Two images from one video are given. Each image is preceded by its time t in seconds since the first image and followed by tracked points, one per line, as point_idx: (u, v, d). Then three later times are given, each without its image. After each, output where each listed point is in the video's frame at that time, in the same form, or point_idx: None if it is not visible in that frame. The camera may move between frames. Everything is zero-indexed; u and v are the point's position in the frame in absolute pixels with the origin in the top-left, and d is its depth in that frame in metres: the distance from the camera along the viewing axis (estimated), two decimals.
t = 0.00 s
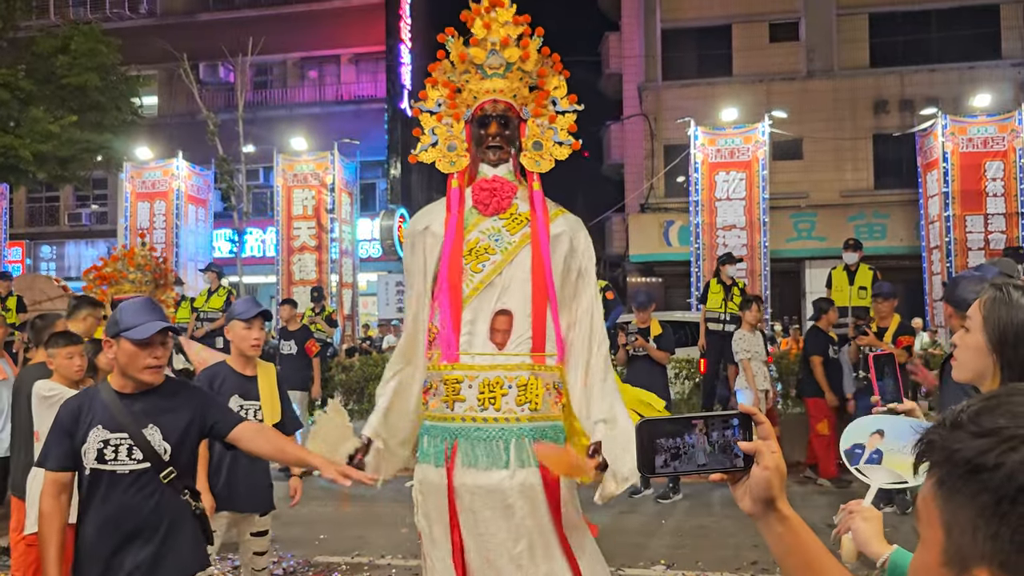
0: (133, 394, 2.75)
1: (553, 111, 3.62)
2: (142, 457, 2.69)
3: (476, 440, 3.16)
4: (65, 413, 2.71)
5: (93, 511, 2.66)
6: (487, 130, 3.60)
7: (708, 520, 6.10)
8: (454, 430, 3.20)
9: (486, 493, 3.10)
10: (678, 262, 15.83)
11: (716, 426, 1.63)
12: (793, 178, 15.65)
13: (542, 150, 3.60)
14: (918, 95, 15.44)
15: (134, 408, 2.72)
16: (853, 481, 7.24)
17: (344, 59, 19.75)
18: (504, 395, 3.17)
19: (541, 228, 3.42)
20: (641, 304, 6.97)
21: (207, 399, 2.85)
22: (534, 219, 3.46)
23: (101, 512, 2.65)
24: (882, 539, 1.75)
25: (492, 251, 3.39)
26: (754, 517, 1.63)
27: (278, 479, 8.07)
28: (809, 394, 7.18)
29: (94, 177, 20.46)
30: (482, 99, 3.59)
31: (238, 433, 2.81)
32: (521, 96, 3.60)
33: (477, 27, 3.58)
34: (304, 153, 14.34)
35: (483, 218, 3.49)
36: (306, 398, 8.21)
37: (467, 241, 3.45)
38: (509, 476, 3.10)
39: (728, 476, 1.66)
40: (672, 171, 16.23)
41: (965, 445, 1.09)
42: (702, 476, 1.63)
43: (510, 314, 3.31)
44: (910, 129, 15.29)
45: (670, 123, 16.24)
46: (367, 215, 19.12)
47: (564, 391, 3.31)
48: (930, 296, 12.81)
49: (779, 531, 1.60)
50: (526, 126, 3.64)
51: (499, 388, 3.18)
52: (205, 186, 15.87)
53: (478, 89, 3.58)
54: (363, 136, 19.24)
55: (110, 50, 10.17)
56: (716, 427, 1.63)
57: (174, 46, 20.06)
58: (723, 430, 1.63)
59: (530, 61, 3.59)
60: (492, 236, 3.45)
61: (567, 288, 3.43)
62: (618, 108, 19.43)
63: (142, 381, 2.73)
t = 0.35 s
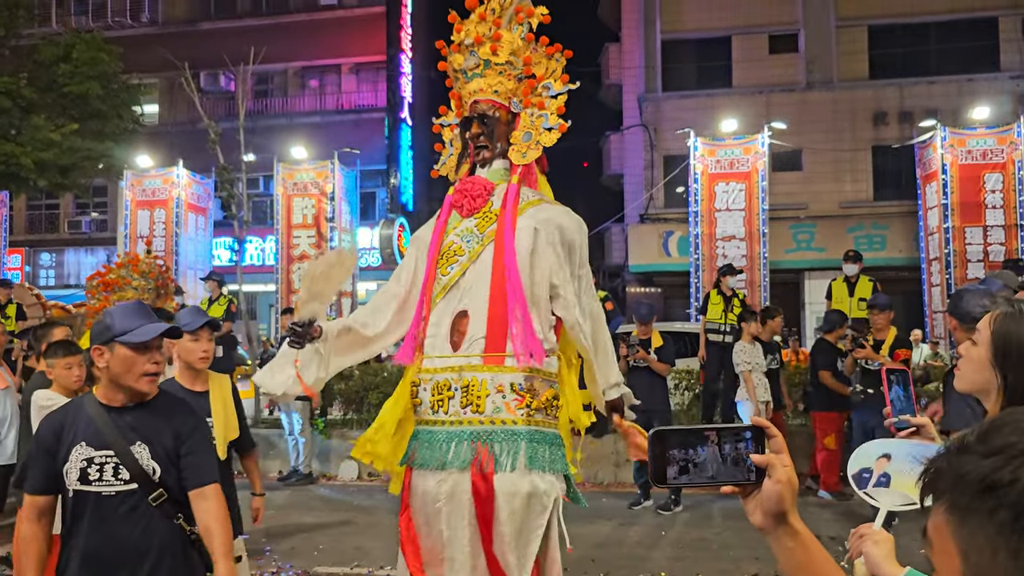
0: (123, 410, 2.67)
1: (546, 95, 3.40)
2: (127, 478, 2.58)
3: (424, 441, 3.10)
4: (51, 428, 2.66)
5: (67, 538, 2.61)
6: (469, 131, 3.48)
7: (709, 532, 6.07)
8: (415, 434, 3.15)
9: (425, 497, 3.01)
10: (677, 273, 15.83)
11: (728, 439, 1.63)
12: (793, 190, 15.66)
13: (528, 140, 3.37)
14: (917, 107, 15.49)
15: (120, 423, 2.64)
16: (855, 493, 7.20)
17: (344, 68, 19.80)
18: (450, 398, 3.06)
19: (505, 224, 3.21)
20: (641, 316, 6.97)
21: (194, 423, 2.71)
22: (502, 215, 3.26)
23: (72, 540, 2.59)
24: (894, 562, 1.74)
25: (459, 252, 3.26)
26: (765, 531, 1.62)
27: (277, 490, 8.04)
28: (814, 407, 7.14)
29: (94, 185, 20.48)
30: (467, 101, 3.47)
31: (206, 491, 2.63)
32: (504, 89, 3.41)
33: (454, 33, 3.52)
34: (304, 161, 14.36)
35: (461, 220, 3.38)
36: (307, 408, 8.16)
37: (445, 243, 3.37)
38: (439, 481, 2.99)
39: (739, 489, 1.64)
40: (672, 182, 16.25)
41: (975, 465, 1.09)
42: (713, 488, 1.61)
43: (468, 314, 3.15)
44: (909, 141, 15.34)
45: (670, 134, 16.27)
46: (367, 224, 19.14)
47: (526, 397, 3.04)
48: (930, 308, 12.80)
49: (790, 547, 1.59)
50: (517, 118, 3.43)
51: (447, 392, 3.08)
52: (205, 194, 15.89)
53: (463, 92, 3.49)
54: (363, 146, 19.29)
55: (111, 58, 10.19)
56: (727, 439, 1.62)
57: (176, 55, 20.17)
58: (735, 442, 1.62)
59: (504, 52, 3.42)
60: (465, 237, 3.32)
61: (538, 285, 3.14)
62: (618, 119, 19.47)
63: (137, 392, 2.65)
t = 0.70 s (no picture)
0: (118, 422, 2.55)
1: (546, 109, 3.30)
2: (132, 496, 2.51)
3: (435, 474, 3.13)
4: (38, 447, 2.39)
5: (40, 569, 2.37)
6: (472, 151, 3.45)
7: (712, 541, 6.05)
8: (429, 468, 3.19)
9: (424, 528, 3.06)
10: (681, 281, 15.82)
11: (742, 449, 1.61)
12: (797, 199, 15.67)
13: (527, 158, 3.29)
14: (921, 116, 15.49)
15: (118, 437, 2.53)
16: (859, 503, 7.19)
17: (348, 75, 19.83)
18: (452, 433, 3.06)
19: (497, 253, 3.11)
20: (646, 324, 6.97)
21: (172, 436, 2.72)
22: (497, 242, 3.15)
23: (50, 570, 2.39)
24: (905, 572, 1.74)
25: (464, 283, 3.23)
26: (780, 542, 1.61)
27: (280, 496, 8.04)
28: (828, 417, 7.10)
29: (99, 191, 20.53)
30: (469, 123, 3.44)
31: (185, 511, 2.72)
32: (503, 107, 3.33)
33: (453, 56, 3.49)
34: (309, 168, 14.37)
35: (468, 248, 3.34)
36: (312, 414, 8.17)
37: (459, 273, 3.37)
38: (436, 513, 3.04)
39: (755, 500, 1.63)
40: (676, 190, 16.25)
41: (1004, 473, 1.08)
42: (728, 499, 1.60)
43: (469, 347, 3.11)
44: (913, 150, 15.34)
45: (673, 142, 16.27)
46: (371, 231, 19.16)
47: (523, 432, 2.94)
48: (934, 317, 12.79)
49: (805, 558, 1.60)
50: (518, 134, 3.34)
51: (449, 426, 3.08)
52: (210, 202, 15.98)
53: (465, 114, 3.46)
54: (367, 153, 19.30)
55: (117, 65, 10.22)
56: (743, 449, 1.61)
57: (181, 62, 20.27)
58: (751, 452, 1.61)
59: (498, 71, 3.36)
60: (471, 266, 3.27)
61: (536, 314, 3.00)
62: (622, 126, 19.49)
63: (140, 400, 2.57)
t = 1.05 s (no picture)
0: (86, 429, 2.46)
1: (562, 95, 3.28)
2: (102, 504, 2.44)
3: (471, 466, 2.99)
4: (37, 454, 2.24)
5: None
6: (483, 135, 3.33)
7: (715, 549, 6.02)
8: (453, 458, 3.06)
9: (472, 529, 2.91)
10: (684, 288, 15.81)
11: (731, 466, 1.60)
12: (800, 206, 15.66)
13: (545, 142, 3.25)
14: (924, 123, 15.48)
15: (91, 445, 2.46)
16: (864, 511, 7.14)
17: (352, 82, 19.87)
18: (497, 420, 2.96)
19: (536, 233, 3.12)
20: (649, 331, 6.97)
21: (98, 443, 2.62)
22: (532, 224, 3.16)
23: None
24: None
25: (488, 266, 3.15)
26: (770, 557, 1.62)
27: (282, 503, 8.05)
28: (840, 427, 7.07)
29: (103, 196, 20.60)
30: (477, 103, 3.33)
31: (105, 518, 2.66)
32: (518, 90, 3.29)
33: (460, 27, 3.34)
34: (312, 175, 14.38)
35: (482, 229, 3.26)
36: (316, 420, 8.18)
37: (465, 255, 3.25)
38: (488, 507, 2.91)
39: (743, 517, 1.62)
40: (679, 198, 16.24)
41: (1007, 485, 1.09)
42: (717, 515, 1.59)
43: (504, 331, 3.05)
44: (916, 157, 15.32)
45: (677, 149, 16.27)
46: (374, 237, 19.18)
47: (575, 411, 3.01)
48: (938, 325, 12.76)
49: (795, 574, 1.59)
50: (533, 117, 3.31)
51: (492, 413, 2.98)
52: (213, 207, 15.98)
53: (472, 92, 3.35)
54: (371, 159, 19.35)
55: (122, 71, 10.27)
56: (730, 466, 1.60)
57: (186, 68, 20.36)
58: (738, 468, 1.60)
59: (517, 50, 3.26)
60: (490, 249, 3.20)
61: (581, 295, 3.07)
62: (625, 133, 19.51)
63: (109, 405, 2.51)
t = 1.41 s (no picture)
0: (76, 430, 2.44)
1: (575, 117, 3.61)
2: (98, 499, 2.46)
3: (503, 474, 3.25)
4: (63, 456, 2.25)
5: None
6: (506, 141, 3.55)
7: (720, 555, 5.99)
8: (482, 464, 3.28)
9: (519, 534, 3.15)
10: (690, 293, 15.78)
11: (728, 470, 1.61)
12: (806, 211, 15.63)
13: (561, 159, 3.58)
14: (931, 128, 15.43)
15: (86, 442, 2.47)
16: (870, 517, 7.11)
17: (359, 87, 19.90)
18: (532, 430, 3.28)
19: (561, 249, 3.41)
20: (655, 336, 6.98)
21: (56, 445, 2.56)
22: (558, 237, 3.45)
23: None
24: None
25: (514, 274, 3.38)
26: (768, 561, 1.59)
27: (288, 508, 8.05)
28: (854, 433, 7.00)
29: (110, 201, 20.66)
30: (501, 106, 3.54)
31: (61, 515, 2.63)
32: (541, 103, 3.56)
33: (499, 29, 3.51)
34: (318, 180, 14.38)
35: (504, 235, 3.43)
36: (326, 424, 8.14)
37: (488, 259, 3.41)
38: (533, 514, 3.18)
39: (741, 520, 1.62)
40: (685, 203, 16.22)
41: (1011, 489, 1.07)
42: (715, 519, 1.59)
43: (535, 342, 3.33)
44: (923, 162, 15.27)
45: (683, 155, 16.25)
46: (380, 242, 19.20)
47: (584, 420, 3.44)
48: (945, 331, 12.71)
49: None
50: (548, 131, 3.60)
51: (526, 421, 3.29)
52: (220, 212, 16.05)
53: (496, 96, 3.54)
54: (377, 164, 19.38)
55: (129, 76, 10.35)
56: (728, 470, 1.61)
57: (193, 74, 20.45)
58: (735, 473, 1.61)
59: (551, 67, 3.56)
60: (515, 256, 3.41)
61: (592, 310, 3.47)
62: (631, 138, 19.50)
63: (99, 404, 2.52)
